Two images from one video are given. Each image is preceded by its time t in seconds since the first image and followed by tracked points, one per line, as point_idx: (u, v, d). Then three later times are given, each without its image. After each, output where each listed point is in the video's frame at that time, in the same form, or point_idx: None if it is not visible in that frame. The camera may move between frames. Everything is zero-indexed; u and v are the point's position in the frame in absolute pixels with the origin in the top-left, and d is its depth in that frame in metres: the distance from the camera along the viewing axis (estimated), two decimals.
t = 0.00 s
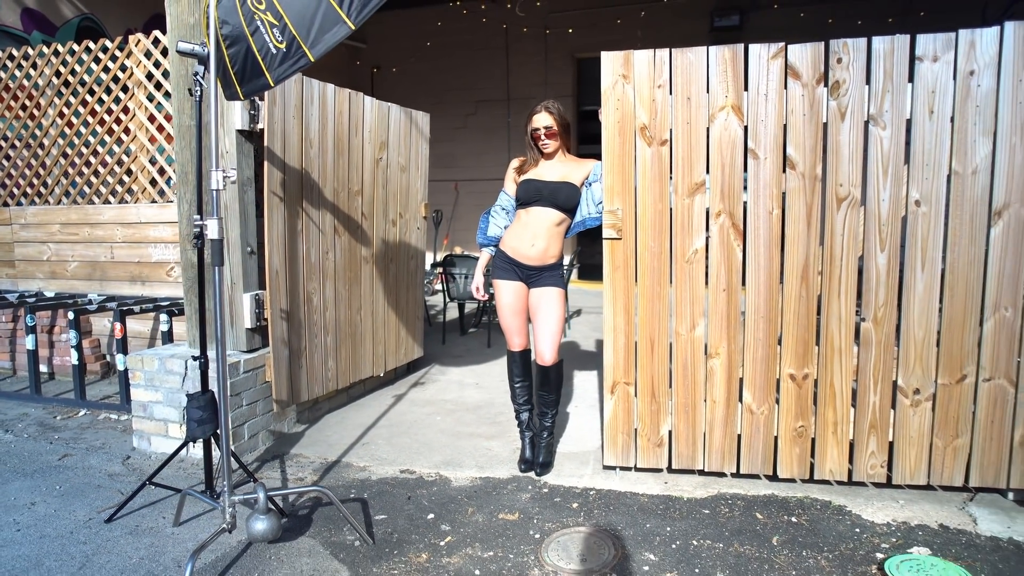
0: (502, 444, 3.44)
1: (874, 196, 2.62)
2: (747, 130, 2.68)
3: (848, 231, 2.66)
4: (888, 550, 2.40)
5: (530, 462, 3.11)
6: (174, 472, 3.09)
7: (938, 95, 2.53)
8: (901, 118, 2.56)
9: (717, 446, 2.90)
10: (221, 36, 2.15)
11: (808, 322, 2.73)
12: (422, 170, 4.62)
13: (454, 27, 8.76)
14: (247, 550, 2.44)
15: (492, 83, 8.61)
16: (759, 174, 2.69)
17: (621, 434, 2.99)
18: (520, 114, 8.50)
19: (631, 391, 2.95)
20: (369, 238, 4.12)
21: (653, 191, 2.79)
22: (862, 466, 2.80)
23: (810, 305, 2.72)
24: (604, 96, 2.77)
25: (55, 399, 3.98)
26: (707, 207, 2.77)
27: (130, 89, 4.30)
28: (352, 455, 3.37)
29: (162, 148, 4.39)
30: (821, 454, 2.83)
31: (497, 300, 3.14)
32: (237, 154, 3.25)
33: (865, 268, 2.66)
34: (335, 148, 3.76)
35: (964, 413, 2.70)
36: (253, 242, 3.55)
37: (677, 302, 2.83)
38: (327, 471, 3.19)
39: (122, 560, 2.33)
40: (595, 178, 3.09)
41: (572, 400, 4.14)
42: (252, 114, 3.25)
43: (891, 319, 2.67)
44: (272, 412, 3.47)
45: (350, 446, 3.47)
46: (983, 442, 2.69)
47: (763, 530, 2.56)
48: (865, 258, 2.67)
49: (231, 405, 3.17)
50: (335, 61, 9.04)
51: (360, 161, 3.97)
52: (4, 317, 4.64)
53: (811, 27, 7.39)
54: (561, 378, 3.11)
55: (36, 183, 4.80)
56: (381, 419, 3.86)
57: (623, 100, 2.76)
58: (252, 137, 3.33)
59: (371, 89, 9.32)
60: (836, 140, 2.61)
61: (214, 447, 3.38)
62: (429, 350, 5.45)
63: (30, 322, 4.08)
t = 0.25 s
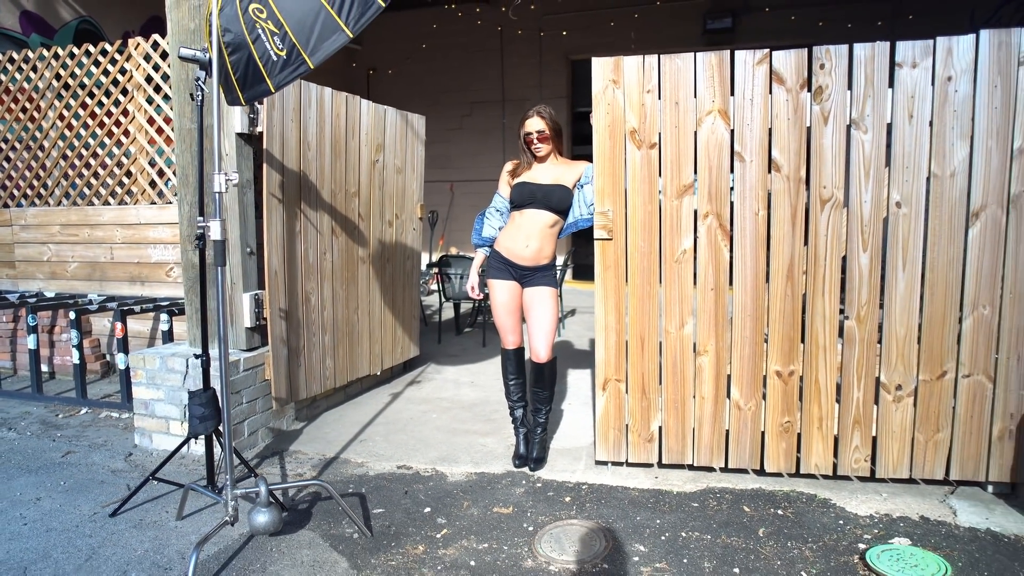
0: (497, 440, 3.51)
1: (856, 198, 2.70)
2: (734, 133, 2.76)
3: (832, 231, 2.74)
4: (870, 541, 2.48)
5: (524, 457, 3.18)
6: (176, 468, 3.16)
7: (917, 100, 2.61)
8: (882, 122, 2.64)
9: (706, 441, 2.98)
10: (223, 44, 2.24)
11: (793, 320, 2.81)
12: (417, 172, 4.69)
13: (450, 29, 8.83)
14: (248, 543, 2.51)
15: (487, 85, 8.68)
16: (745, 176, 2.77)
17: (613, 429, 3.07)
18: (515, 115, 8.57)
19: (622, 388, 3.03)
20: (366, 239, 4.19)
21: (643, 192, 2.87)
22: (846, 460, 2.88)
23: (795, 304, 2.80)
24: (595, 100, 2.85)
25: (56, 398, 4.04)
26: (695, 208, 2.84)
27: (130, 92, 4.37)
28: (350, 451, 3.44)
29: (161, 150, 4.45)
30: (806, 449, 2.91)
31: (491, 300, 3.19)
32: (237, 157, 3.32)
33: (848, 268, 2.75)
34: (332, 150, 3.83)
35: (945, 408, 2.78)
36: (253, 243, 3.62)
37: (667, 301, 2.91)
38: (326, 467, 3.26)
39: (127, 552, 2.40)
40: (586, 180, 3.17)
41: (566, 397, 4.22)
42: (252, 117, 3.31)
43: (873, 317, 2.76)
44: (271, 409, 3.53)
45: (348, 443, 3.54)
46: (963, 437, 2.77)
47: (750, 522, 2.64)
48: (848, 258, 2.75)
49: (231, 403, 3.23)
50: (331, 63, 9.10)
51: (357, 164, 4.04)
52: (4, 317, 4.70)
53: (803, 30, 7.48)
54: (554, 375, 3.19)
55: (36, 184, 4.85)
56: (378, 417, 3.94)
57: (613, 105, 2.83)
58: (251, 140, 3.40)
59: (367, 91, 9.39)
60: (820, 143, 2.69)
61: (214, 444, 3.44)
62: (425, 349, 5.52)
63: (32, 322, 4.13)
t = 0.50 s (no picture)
0: (498, 438, 3.55)
1: (854, 199, 2.74)
2: (733, 135, 2.80)
3: (829, 232, 2.78)
4: (867, 536, 2.52)
5: (525, 455, 3.21)
6: (182, 465, 3.19)
7: (914, 103, 2.65)
8: (879, 124, 2.68)
9: (706, 439, 3.02)
10: (230, 48, 2.27)
11: (791, 320, 2.85)
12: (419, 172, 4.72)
13: (450, 30, 8.87)
14: (255, 538, 2.55)
15: (487, 86, 8.72)
16: (744, 178, 2.81)
17: (613, 427, 3.11)
18: (515, 115, 8.61)
19: (622, 386, 3.07)
20: (368, 239, 4.23)
21: (643, 193, 2.91)
22: (844, 457, 2.92)
23: (794, 303, 2.84)
24: (596, 103, 2.89)
25: (62, 397, 4.08)
26: (695, 209, 2.88)
27: (134, 93, 4.40)
28: (353, 449, 3.48)
29: (165, 151, 4.49)
30: (805, 446, 2.95)
31: (493, 299, 3.23)
32: (241, 158, 3.36)
33: (845, 268, 2.79)
34: (335, 151, 3.87)
35: (941, 406, 2.82)
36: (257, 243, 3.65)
37: (667, 301, 2.95)
38: (330, 464, 3.30)
39: (136, 547, 2.45)
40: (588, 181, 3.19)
41: (566, 395, 4.26)
42: (256, 119, 3.35)
43: (870, 316, 2.80)
44: (275, 408, 3.57)
45: (351, 441, 3.58)
46: (959, 435, 2.81)
47: (748, 518, 2.68)
48: (845, 258, 2.79)
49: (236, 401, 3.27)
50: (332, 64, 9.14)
51: (359, 164, 4.08)
52: (9, 316, 4.74)
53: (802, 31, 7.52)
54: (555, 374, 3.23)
55: (40, 185, 4.89)
56: (381, 415, 3.98)
57: (613, 107, 2.87)
58: (256, 142, 3.43)
59: (368, 91, 9.43)
60: (817, 145, 2.73)
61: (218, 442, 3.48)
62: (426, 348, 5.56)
63: (37, 321, 4.17)
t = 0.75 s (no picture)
0: (503, 434, 3.59)
1: (853, 197, 2.79)
2: (735, 135, 2.85)
3: (830, 229, 2.82)
4: (867, 528, 2.57)
5: (530, 450, 3.26)
6: (190, 461, 3.23)
7: (912, 103, 2.70)
8: (878, 124, 2.73)
9: (708, 434, 3.06)
10: (241, 49, 2.32)
11: (792, 316, 2.89)
12: (422, 172, 4.76)
13: (451, 30, 8.91)
14: (265, 532, 2.59)
15: (488, 85, 8.75)
16: (746, 176, 2.85)
17: (617, 423, 3.15)
18: (515, 115, 8.65)
19: (626, 382, 3.11)
20: (373, 238, 4.26)
21: (646, 192, 2.95)
22: (844, 452, 2.96)
23: (794, 300, 2.88)
24: (599, 103, 2.93)
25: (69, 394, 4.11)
26: (697, 208, 2.93)
27: (139, 93, 4.44)
28: (359, 445, 3.52)
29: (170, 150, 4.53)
30: (805, 441, 2.99)
31: (499, 296, 3.29)
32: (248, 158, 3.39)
33: (845, 265, 2.83)
34: (340, 151, 3.90)
35: (939, 401, 2.86)
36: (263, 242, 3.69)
37: (669, 298, 2.99)
38: (336, 460, 3.34)
39: (148, 541, 2.49)
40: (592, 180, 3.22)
41: (569, 393, 4.30)
42: (263, 119, 3.38)
43: (870, 313, 2.84)
44: (281, 405, 3.61)
45: (357, 437, 3.62)
46: (957, 429, 2.86)
47: (750, 512, 2.72)
48: (845, 255, 2.84)
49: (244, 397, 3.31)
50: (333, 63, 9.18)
51: (364, 164, 4.12)
52: (15, 315, 4.78)
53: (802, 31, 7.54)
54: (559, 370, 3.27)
55: (46, 184, 4.93)
56: (385, 412, 4.02)
57: (617, 107, 2.91)
58: (262, 141, 3.47)
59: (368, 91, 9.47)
60: (818, 144, 2.78)
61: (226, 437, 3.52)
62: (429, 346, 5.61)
63: (44, 320, 4.21)
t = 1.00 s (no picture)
0: (504, 431, 3.62)
1: (851, 195, 2.82)
2: (734, 133, 2.88)
3: (828, 227, 2.85)
4: (865, 522, 2.60)
5: (531, 446, 3.29)
6: (194, 457, 3.26)
7: (910, 102, 2.73)
8: (876, 123, 2.76)
9: (708, 429, 3.10)
10: (246, 48, 2.33)
11: (791, 313, 2.92)
12: (423, 170, 4.79)
13: (450, 30, 8.94)
14: (270, 527, 2.62)
15: (487, 84, 8.78)
16: (746, 175, 2.88)
17: (617, 419, 3.18)
18: (514, 114, 8.68)
19: (626, 378, 3.14)
20: (374, 236, 4.29)
21: (647, 190, 2.98)
22: (842, 447, 2.99)
23: (793, 296, 2.91)
24: (601, 102, 2.96)
25: (72, 392, 4.14)
26: (697, 206, 2.96)
27: (141, 92, 4.46)
28: (362, 441, 3.54)
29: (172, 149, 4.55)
30: (804, 436, 3.02)
31: (501, 292, 3.31)
32: (251, 156, 3.42)
33: (844, 262, 2.86)
34: (342, 149, 3.93)
35: (937, 397, 2.90)
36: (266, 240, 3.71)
37: (670, 295, 3.02)
38: (339, 457, 3.36)
39: (154, 536, 2.51)
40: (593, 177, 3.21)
41: (569, 390, 4.33)
42: (266, 118, 3.40)
43: (868, 309, 2.87)
44: (285, 402, 3.62)
45: (359, 434, 3.65)
46: (954, 424, 2.89)
47: (750, 506, 2.75)
48: (844, 253, 2.87)
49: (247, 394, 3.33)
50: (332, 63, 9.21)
51: (366, 162, 4.14)
52: (18, 313, 4.79)
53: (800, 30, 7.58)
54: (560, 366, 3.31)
55: (47, 183, 4.95)
56: (387, 409, 4.04)
57: (618, 106, 2.94)
58: (265, 140, 3.49)
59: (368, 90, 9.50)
60: (816, 143, 2.81)
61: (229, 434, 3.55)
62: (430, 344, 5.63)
63: (47, 318, 4.23)
